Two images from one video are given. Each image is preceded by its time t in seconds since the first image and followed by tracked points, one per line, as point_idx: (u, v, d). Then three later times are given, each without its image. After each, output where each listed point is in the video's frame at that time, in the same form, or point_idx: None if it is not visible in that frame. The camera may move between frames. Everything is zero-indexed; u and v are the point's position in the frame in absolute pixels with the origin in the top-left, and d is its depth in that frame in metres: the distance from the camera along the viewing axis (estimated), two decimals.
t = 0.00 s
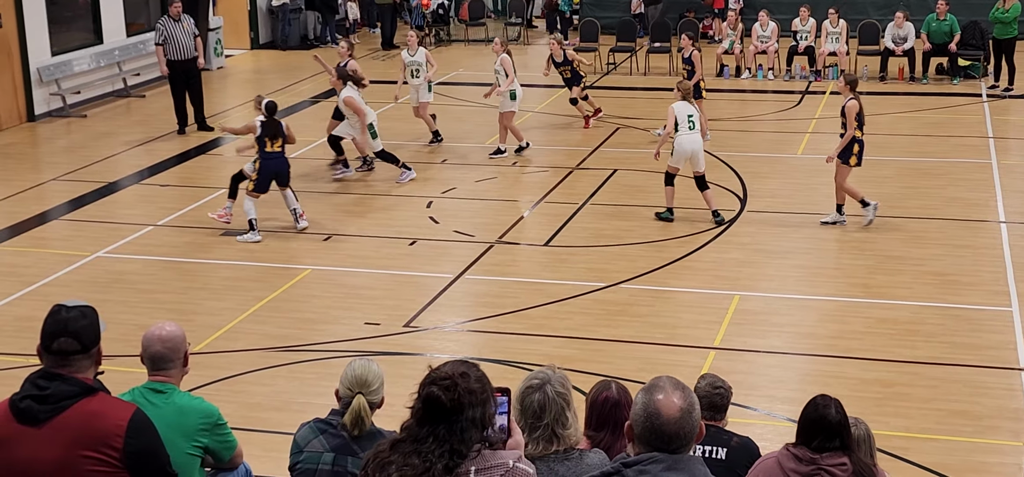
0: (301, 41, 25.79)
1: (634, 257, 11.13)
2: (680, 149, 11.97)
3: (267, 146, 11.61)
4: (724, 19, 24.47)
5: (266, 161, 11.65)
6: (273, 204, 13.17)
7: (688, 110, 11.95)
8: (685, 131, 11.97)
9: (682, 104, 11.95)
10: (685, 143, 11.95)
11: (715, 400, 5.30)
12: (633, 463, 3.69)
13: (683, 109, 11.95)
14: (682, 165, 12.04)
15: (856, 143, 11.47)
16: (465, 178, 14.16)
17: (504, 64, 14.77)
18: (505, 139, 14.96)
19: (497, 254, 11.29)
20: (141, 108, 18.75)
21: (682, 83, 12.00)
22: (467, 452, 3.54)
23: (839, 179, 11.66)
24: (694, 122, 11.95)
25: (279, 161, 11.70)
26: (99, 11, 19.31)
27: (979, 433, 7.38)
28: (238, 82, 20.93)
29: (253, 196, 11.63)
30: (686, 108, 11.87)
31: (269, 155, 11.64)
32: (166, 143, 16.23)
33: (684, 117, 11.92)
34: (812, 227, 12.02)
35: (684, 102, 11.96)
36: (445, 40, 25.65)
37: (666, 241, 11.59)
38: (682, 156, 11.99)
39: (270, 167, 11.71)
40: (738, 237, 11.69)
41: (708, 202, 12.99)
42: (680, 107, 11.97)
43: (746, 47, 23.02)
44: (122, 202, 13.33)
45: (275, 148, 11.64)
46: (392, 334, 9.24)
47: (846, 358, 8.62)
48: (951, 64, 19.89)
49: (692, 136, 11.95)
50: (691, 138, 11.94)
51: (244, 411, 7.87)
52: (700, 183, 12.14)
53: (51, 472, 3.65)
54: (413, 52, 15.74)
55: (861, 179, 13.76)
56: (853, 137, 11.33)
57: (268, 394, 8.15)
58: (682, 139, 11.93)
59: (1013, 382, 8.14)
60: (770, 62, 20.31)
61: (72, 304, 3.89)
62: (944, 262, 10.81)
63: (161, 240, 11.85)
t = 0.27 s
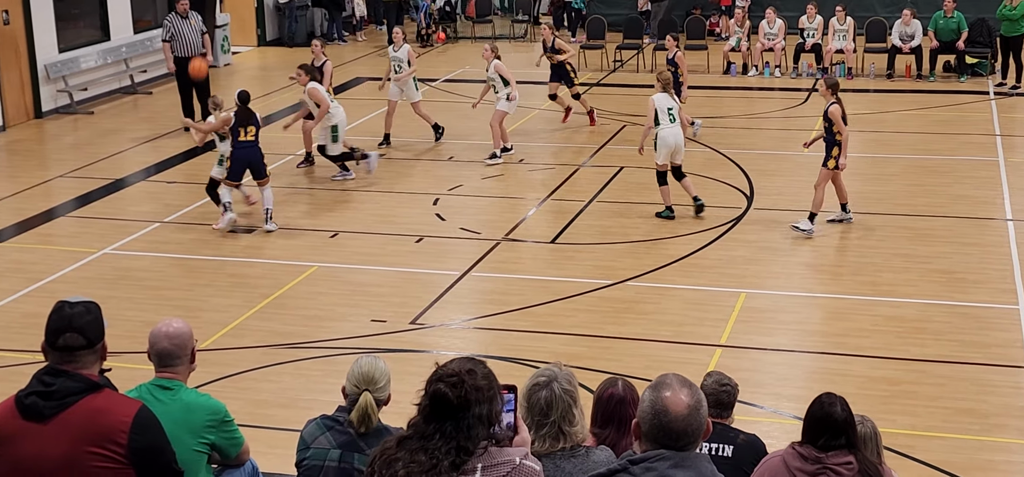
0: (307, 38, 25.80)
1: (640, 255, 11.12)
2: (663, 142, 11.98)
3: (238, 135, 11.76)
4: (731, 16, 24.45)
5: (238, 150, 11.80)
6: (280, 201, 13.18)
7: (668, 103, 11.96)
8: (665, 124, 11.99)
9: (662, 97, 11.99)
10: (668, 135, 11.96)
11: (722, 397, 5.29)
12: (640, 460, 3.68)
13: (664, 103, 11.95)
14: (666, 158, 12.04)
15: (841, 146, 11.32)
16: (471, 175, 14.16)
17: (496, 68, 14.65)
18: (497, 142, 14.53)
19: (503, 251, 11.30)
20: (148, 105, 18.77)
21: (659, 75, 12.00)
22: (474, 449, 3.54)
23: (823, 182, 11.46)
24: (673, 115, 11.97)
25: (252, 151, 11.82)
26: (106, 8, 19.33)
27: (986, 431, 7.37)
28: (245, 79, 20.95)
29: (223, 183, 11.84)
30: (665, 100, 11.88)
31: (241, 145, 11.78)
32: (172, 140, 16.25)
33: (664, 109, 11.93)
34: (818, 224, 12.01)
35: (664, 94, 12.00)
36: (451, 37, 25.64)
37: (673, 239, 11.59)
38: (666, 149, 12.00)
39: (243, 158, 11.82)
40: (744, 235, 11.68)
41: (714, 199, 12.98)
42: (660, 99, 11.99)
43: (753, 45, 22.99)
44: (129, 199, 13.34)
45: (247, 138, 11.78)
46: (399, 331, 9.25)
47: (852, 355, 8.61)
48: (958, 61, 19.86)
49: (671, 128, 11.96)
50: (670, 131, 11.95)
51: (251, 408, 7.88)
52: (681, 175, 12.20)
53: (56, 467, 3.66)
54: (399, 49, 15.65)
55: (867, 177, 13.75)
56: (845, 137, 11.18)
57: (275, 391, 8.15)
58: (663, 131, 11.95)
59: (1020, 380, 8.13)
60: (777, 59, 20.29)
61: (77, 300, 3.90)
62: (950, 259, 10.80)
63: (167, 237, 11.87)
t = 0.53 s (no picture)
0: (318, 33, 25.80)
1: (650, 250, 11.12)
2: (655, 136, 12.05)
3: (216, 130, 12.06)
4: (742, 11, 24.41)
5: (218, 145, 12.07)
6: (290, 196, 13.20)
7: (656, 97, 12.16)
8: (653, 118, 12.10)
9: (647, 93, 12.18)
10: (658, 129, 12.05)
11: (732, 393, 5.29)
12: (650, 456, 3.68)
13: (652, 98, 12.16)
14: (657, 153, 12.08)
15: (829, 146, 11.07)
16: (481, 171, 14.16)
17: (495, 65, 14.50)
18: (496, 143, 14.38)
19: (514, 247, 11.30)
20: (159, 100, 18.79)
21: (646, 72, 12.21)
22: (484, 444, 3.55)
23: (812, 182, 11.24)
24: (661, 109, 12.12)
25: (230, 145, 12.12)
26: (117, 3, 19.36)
27: (997, 428, 7.35)
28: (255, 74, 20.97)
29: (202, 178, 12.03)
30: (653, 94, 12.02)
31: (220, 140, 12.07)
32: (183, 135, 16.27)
33: (651, 103, 12.09)
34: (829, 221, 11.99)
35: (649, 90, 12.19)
36: (462, 33, 25.63)
37: (683, 235, 11.58)
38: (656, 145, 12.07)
39: (222, 151, 12.11)
40: (755, 231, 11.67)
41: (724, 195, 12.97)
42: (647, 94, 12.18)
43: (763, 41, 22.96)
44: (140, 194, 13.37)
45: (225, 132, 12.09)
46: (409, 326, 9.26)
47: (863, 352, 8.60)
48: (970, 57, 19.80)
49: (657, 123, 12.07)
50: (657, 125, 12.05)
51: (261, 403, 7.89)
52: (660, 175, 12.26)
53: (68, 462, 3.67)
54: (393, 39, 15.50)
55: (878, 173, 13.73)
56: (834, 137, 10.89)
57: (285, 386, 8.17)
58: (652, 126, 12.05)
59: None
60: (789, 55, 20.25)
61: (89, 295, 3.90)
62: (961, 256, 10.78)
63: (178, 232, 11.89)
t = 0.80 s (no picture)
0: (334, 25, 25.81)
1: (665, 243, 11.11)
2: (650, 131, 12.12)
3: (211, 123, 12.39)
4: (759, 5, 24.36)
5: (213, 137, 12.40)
6: (306, 188, 13.22)
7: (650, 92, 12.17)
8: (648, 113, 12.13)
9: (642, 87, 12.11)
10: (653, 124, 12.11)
11: (748, 387, 5.29)
12: (664, 449, 3.68)
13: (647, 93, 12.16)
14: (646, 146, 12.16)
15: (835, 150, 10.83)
16: (496, 163, 14.16)
17: (506, 65, 14.29)
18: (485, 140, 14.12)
19: (528, 239, 11.30)
20: (175, 92, 18.84)
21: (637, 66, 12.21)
22: (498, 437, 3.55)
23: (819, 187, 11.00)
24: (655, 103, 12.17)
25: (224, 137, 12.47)
26: None
27: (1012, 423, 7.34)
28: (272, 65, 21.01)
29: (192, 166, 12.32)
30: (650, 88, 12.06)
31: (214, 132, 12.42)
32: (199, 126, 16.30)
33: (647, 98, 12.12)
34: (844, 214, 11.96)
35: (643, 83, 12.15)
36: (478, 25, 25.61)
37: (698, 228, 11.56)
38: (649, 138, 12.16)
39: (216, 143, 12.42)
40: (770, 224, 11.65)
41: (740, 188, 12.95)
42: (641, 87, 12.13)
43: (780, 34, 22.91)
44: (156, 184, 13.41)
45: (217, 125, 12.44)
46: (424, 318, 9.27)
47: (878, 346, 8.58)
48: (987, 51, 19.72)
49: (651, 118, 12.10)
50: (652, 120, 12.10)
51: (276, 394, 7.91)
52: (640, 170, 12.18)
53: (84, 453, 3.69)
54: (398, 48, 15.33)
55: (894, 167, 13.69)
56: (837, 140, 10.65)
57: (300, 377, 8.18)
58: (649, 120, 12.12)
59: None
60: (805, 48, 20.19)
61: (108, 286, 3.91)
62: (978, 250, 10.74)
63: (194, 223, 11.92)
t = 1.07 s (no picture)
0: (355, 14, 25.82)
1: (686, 235, 11.09)
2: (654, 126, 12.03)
3: (188, 108, 12.35)
4: None
5: (191, 123, 12.36)
6: (326, 177, 13.24)
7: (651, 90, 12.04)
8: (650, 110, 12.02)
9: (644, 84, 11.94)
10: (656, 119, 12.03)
11: (768, 379, 5.28)
12: (684, 440, 3.67)
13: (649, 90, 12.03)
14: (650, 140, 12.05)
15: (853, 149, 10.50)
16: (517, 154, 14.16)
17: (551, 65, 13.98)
18: (507, 131, 14.04)
19: (549, 230, 11.30)
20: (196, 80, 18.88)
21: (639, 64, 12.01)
22: (519, 426, 3.55)
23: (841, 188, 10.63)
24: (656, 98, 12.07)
25: (200, 123, 12.45)
26: None
27: None
28: (293, 55, 21.04)
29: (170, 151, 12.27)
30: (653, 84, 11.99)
31: (191, 117, 12.37)
32: (220, 115, 16.34)
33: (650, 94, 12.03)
34: (866, 207, 11.92)
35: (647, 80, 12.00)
36: (499, 15, 25.58)
37: (719, 220, 11.53)
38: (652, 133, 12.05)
39: (194, 130, 12.38)
40: (791, 217, 11.62)
41: (761, 181, 12.92)
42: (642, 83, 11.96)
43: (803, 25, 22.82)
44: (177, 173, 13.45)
45: (195, 110, 12.41)
46: (444, 308, 9.28)
47: (899, 340, 8.55)
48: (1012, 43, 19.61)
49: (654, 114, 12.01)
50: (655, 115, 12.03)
51: (295, 382, 7.93)
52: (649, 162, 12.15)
53: (105, 440, 3.70)
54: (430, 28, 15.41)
55: (917, 160, 13.63)
56: (849, 138, 10.38)
57: (319, 366, 8.20)
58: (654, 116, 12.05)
59: None
60: (828, 40, 20.11)
61: (131, 273, 3.92)
62: (1000, 244, 10.69)
63: (215, 212, 11.95)
